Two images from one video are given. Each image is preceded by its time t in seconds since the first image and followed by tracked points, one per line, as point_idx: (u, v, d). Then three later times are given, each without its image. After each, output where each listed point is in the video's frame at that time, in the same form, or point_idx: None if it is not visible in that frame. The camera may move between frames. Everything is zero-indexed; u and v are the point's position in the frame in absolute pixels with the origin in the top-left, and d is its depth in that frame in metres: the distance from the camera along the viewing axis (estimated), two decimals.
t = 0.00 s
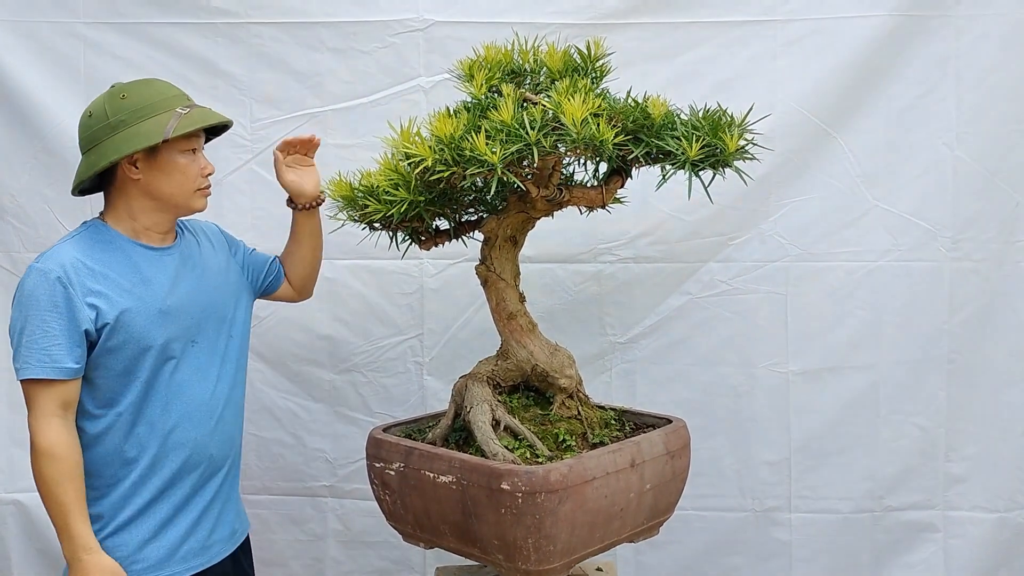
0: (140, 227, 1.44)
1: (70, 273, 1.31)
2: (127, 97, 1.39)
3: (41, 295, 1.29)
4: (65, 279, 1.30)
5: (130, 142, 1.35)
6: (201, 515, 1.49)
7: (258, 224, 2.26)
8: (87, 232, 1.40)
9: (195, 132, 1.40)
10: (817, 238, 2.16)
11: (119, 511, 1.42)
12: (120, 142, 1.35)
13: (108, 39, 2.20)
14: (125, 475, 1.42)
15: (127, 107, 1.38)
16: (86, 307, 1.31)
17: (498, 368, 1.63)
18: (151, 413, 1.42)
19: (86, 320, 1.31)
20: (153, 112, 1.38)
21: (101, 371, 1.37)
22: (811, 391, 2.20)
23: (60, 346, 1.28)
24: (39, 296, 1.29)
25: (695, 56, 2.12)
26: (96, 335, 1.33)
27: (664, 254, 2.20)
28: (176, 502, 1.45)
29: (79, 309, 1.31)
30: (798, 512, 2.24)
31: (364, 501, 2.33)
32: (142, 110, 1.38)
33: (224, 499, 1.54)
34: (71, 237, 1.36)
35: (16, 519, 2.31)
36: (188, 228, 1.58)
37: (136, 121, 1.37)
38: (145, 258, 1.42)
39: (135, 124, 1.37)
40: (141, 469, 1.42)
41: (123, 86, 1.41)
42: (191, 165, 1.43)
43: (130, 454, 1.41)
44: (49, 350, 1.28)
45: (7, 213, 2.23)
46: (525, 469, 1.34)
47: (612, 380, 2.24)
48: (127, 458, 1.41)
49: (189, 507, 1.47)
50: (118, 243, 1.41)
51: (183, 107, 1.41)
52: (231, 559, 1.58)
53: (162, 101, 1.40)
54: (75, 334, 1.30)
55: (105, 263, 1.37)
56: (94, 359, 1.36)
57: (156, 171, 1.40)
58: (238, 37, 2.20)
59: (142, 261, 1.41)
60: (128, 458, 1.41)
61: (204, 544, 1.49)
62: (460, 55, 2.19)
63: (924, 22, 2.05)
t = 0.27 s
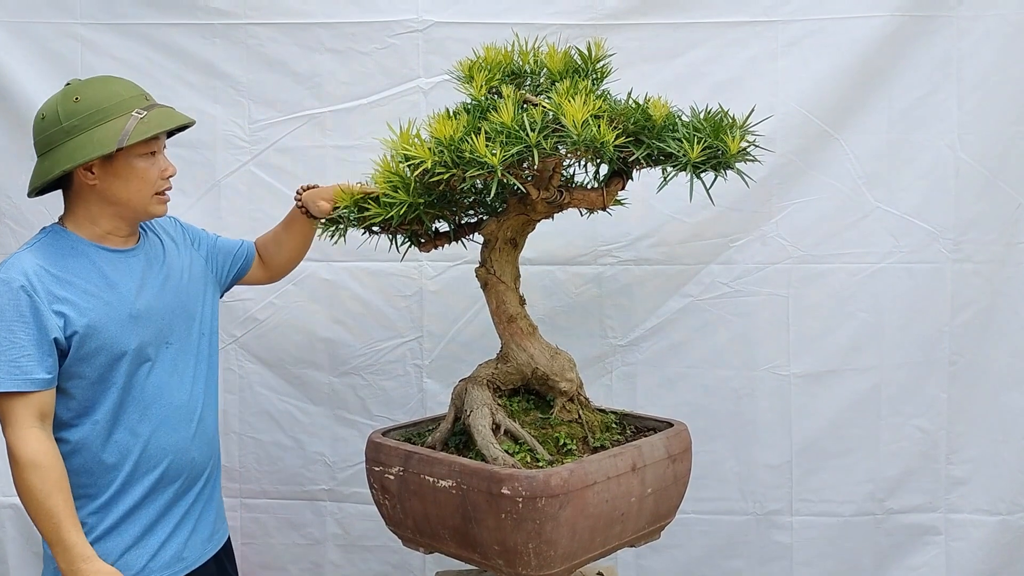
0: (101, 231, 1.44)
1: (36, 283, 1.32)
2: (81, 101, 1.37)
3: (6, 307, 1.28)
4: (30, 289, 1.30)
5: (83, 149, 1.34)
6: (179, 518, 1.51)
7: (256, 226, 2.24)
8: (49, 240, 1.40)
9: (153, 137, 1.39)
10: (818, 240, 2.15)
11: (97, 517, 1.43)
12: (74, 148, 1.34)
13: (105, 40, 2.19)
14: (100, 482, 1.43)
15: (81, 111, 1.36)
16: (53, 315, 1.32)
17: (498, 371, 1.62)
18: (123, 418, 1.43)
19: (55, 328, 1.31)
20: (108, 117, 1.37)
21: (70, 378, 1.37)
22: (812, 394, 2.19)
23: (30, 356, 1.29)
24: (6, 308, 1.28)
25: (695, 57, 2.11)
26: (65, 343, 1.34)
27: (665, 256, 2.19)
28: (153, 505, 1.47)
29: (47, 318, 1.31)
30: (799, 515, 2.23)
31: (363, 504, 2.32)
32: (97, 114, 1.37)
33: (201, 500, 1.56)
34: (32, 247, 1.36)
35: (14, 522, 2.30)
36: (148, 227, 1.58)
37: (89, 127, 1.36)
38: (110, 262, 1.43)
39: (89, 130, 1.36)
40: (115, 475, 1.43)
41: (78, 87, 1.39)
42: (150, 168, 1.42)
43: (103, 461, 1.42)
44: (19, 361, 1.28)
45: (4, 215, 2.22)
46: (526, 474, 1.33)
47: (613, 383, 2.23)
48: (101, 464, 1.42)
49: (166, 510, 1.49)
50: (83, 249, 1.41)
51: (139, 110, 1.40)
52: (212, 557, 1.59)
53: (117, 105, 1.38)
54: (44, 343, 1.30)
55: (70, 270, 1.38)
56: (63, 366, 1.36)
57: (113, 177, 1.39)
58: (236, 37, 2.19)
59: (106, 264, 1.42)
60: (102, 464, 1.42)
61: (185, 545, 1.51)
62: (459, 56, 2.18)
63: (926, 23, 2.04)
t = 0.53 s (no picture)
0: (71, 237, 1.38)
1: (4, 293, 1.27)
2: (44, 109, 1.31)
3: None
4: None
5: (47, 160, 1.28)
6: (165, 525, 1.47)
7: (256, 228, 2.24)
8: (19, 245, 1.35)
9: (121, 145, 1.32)
10: (819, 241, 2.15)
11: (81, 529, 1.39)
12: (38, 160, 1.29)
13: (105, 41, 2.19)
14: (82, 493, 1.39)
15: (44, 120, 1.30)
16: (24, 326, 1.27)
17: (498, 373, 1.62)
18: (103, 427, 1.38)
19: (26, 339, 1.27)
20: (73, 125, 1.31)
21: (44, 388, 1.33)
22: (812, 395, 2.19)
23: None
24: None
25: (695, 58, 2.11)
26: (37, 354, 1.29)
27: (665, 258, 2.19)
28: (137, 513, 1.43)
29: (18, 329, 1.26)
30: (799, 517, 2.23)
31: (363, 506, 2.32)
32: (61, 123, 1.30)
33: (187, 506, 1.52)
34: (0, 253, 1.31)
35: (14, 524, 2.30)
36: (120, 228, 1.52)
37: (53, 136, 1.30)
38: (83, 267, 1.37)
39: (53, 140, 1.30)
40: (97, 485, 1.39)
41: (41, 91, 1.32)
42: (119, 175, 1.35)
43: (84, 472, 1.38)
44: None
45: (4, 217, 2.21)
46: (526, 476, 1.33)
47: (613, 384, 2.23)
48: (82, 476, 1.38)
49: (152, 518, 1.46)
50: (55, 256, 1.35)
51: (105, 117, 1.33)
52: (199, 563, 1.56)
53: (84, 111, 1.32)
54: (16, 355, 1.25)
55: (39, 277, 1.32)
56: (36, 377, 1.31)
57: (80, 186, 1.33)
58: (236, 39, 2.19)
59: (79, 270, 1.36)
60: (83, 476, 1.38)
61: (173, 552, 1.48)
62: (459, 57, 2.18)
63: (926, 24, 2.04)
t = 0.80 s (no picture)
0: (44, 244, 1.38)
1: None
2: (32, 120, 1.27)
3: None
4: None
5: (25, 176, 1.26)
6: (154, 521, 1.49)
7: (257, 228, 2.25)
8: None
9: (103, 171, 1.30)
10: (818, 241, 2.16)
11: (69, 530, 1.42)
12: (15, 173, 1.26)
13: (107, 42, 2.19)
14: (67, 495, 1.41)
15: (29, 131, 1.27)
16: None
17: (499, 372, 1.62)
18: (84, 430, 1.39)
19: None
20: (57, 143, 1.28)
21: (22, 395, 1.34)
22: (812, 395, 2.20)
23: None
24: None
25: (695, 59, 2.12)
26: (11, 364, 1.30)
27: (665, 258, 2.20)
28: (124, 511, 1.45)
29: None
30: (799, 515, 2.24)
31: (365, 504, 2.33)
32: (46, 138, 1.27)
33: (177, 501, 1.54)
34: None
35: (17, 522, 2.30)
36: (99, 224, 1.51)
37: (35, 151, 1.27)
38: (58, 271, 1.37)
39: (35, 155, 1.27)
40: (81, 487, 1.41)
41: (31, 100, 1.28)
42: (97, 195, 1.33)
43: (67, 475, 1.39)
44: None
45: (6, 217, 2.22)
46: (528, 474, 1.34)
47: (613, 384, 2.24)
48: (66, 478, 1.40)
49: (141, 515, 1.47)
50: (33, 261, 1.36)
51: (91, 137, 1.30)
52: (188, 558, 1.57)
53: (71, 129, 1.29)
54: None
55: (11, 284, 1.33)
56: (12, 385, 1.33)
57: (55, 200, 1.32)
58: (238, 39, 2.20)
59: (54, 274, 1.36)
60: (67, 478, 1.39)
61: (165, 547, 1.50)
62: (460, 58, 2.19)
63: (925, 25, 2.05)
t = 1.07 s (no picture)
0: (39, 251, 1.41)
1: None
2: (25, 137, 1.29)
3: None
4: None
5: (14, 193, 1.28)
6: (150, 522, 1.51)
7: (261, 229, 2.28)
8: None
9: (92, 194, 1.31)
10: (816, 242, 2.18)
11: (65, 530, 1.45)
12: (6, 188, 1.29)
13: (112, 45, 2.22)
14: (62, 495, 1.44)
15: (22, 148, 1.29)
16: None
17: (500, 372, 1.65)
18: (76, 432, 1.42)
19: None
20: (49, 163, 1.30)
21: (15, 399, 1.38)
22: (809, 394, 2.22)
23: None
24: None
25: (694, 63, 2.15)
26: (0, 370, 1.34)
27: (664, 259, 2.22)
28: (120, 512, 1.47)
29: None
30: (796, 513, 2.26)
31: (367, 503, 2.35)
32: (39, 156, 1.29)
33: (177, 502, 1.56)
34: None
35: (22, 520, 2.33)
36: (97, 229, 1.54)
37: (26, 170, 1.29)
38: (51, 277, 1.40)
39: (26, 173, 1.29)
40: (75, 488, 1.44)
41: (27, 117, 1.30)
42: (86, 210, 1.34)
43: (60, 476, 1.43)
44: None
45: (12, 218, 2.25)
46: (528, 472, 1.37)
47: (613, 383, 2.26)
48: (60, 479, 1.43)
49: (137, 516, 1.49)
50: (26, 268, 1.40)
51: (84, 158, 1.32)
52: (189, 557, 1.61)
53: (63, 151, 1.31)
54: None
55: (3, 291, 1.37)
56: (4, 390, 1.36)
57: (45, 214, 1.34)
58: (241, 42, 2.22)
59: (47, 280, 1.40)
60: (60, 479, 1.43)
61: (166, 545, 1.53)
62: (462, 61, 2.21)
63: (921, 29, 2.08)
